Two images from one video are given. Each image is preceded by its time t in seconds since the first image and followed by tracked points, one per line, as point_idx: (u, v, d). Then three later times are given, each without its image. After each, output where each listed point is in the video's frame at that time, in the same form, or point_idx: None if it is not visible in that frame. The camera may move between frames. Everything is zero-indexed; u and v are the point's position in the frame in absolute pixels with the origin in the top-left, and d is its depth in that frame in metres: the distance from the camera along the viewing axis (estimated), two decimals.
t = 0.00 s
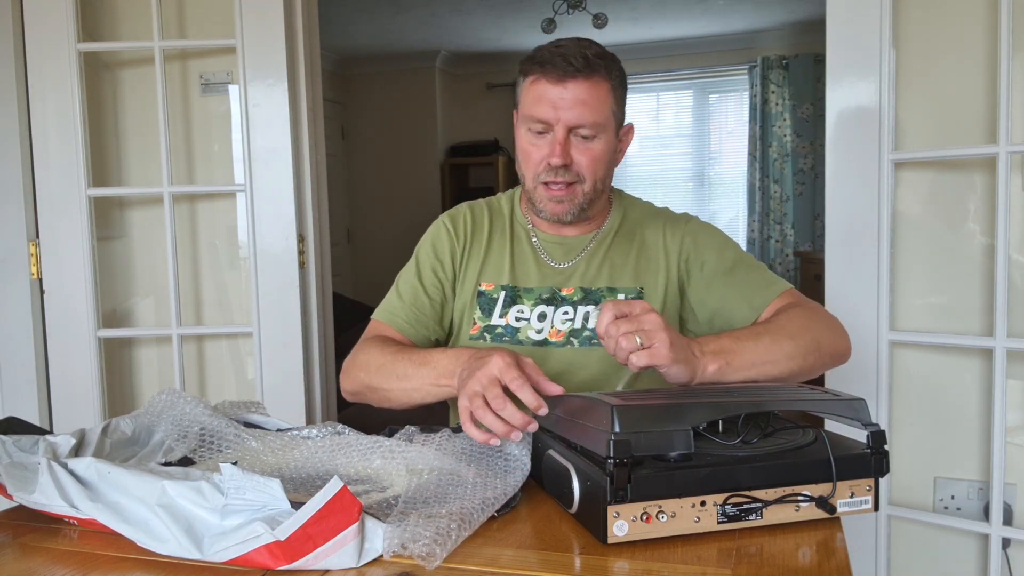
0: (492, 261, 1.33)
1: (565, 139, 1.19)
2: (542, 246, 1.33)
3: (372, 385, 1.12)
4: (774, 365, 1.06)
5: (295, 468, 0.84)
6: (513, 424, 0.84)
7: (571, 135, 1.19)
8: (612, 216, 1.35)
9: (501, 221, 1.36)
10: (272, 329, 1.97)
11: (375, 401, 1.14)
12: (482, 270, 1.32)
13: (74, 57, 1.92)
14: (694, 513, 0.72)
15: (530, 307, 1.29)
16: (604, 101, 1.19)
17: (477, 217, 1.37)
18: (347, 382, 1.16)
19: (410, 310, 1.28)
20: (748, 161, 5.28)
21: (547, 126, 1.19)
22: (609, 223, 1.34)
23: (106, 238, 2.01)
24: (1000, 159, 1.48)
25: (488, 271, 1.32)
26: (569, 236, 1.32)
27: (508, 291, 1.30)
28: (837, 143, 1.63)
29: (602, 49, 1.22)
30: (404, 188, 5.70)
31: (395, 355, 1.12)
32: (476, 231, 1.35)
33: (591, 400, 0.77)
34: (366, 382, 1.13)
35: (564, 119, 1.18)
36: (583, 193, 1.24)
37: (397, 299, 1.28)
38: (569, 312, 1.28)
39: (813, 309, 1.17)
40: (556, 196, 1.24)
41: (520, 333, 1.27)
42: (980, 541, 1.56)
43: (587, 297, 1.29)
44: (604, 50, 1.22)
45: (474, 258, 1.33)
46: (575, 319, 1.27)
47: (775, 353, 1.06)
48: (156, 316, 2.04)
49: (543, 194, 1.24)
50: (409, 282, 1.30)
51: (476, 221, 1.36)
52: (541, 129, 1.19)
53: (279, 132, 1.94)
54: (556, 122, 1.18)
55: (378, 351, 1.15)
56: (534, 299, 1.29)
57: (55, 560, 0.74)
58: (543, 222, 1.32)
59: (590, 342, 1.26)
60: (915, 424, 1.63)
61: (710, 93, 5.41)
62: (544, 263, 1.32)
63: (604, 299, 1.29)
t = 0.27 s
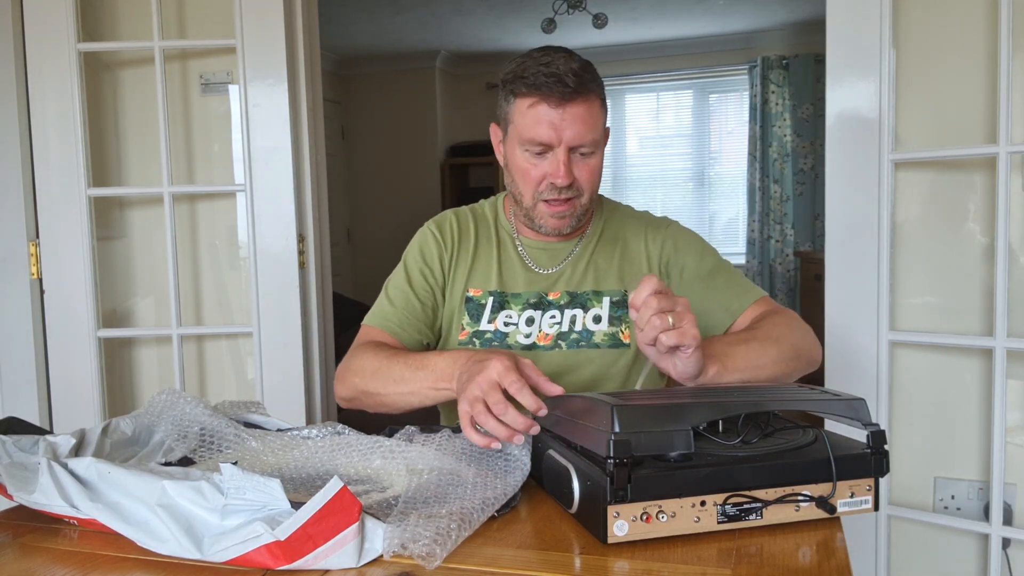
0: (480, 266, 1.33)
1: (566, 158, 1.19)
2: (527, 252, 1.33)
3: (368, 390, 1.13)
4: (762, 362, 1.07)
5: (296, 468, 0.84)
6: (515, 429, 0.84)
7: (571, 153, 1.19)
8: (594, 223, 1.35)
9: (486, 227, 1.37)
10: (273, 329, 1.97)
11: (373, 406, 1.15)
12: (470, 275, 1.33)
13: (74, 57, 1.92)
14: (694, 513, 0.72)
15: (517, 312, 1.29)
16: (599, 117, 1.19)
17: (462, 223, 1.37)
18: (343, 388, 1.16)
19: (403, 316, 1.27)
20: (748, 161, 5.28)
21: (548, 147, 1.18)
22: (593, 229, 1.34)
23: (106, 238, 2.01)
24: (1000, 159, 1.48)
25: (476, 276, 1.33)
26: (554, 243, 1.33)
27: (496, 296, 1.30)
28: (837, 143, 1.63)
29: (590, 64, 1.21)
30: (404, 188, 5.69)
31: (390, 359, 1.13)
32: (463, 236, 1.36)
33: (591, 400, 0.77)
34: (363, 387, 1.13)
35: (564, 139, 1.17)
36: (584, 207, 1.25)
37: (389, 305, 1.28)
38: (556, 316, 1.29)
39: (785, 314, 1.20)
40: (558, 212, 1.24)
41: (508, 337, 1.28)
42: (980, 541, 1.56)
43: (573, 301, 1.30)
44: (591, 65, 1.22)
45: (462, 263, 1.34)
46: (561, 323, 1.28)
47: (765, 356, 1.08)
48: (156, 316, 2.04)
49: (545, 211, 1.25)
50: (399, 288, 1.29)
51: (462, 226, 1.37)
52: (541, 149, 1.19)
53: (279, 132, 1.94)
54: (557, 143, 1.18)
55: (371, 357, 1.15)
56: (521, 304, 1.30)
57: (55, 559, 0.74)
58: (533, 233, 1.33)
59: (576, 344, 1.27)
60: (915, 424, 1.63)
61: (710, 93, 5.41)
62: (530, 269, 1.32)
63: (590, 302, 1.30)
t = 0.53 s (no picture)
0: (478, 266, 1.33)
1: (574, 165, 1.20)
2: (524, 255, 1.33)
3: (367, 388, 1.13)
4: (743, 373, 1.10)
5: (296, 468, 0.84)
6: (518, 430, 0.84)
7: (579, 160, 1.20)
8: (590, 229, 1.35)
9: (482, 227, 1.37)
10: (273, 329, 1.97)
11: (372, 404, 1.15)
12: (467, 275, 1.33)
13: (74, 57, 1.92)
14: (694, 513, 0.72)
15: (514, 314, 1.30)
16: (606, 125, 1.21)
17: (460, 221, 1.37)
18: (341, 386, 1.17)
19: (400, 314, 1.27)
20: (748, 161, 5.28)
21: (556, 153, 1.19)
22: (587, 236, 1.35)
23: (106, 238, 2.01)
24: (1000, 159, 1.48)
25: (473, 276, 1.33)
26: (550, 246, 1.33)
27: (492, 297, 1.30)
28: (837, 143, 1.63)
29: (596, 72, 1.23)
30: (405, 188, 5.69)
31: (389, 357, 1.13)
32: (460, 235, 1.35)
33: (590, 400, 0.77)
34: (362, 385, 1.14)
35: (573, 146, 1.18)
36: (586, 213, 1.26)
37: (386, 303, 1.27)
38: (552, 319, 1.29)
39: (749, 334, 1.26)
40: (563, 219, 1.25)
41: (504, 339, 1.28)
42: (980, 541, 1.56)
43: (569, 305, 1.30)
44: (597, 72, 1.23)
45: (458, 262, 1.33)
46: (557, 326, 1.29)
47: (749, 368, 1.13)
48: (156, 317, 2.04)
49: (549, 217, 1.25)
50: (396, 287, 1.29)
51: (459, 225, 1.37)
52: (549, 155, 1.20)
53: (280, 131, 1.94)
54: (566, 149, 1.19)
55: (369, 355, 1.16)
56: (517, 306, 1.30)
57: (55, 560, 0.74)
58: (531, 237, 1.33)
59: (571, 348, 1.27)
60: (915, 424, 1.63)
61: (710, 93, 5.41)
62: (526, 273, 1.32)
63: (586, 307, 1.30)
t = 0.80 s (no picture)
0: (484, 265, 1.33)
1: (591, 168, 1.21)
2: (531, 255, 1.33)
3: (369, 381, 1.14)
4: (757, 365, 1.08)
5: (296, 468, 0.84)
6: (518, 430, 0.84)
7: (596, 163, 1.21)
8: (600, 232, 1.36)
9: (489, 226, 1.37)
10: (273, 328, 1.97)
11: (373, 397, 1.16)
12: (473, 273, 1.33)
13: (74, 57, 1.92)
14: (694, 513, 0.72)
15: (520, 313, 1.30)
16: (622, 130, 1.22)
17: (467, 220, 1.37)
18: (342, 377, 1.17)
19: (403, 309, 1.27)
20: (749, 161, 5.28)
21: (574, 156, 1.20)
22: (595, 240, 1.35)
23: (106, 238, 2.01)
24: (1000, 159, 1.48)
25: (478, 274, 1.33)
26: (558, 248, 1.33)
27: (499, 296, 1.30)
28: (837, 143, 1.63)
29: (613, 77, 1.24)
30: (405, 188, 5.69)
31: (393, 351, 1.13)
32: (467, 233, 1.36)
33: (591, 400, 0.77)
34: (364, 376, 1.14)
35: (592, 149, 1.20)
36: (599, 216, 1.28)
37: (390, 297, 1.28)
38: (558, 319, 1.29)
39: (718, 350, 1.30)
40: (576, 222, 1.26)
41: (510, 338, 1.28)
42: (980, 541, 1.56)
43: (576, 305, 1.30)
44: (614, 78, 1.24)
45: (463, 260, 1.34)
46: (564, 326, 1.28)
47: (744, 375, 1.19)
48: (156, 316, 2.04)
49: (563, 219, 1.26)
50: (400, 282, 1.29)
51: (466, 224, 1.37)
52: (567, 158, 1.21)
53: (280, 131, 1.94)
54: (584, 152, 1.20)
55: (373, 348, 1.15)
56: (524, 306, 1.30)
57: (55, 560, 0.74)
58: (540, 237, 1.33)
59: (577, 349, 1.27)
60: (915, 424, 1.63)
61: (710, 93, 5.41)
62: (533, 272, 1.32)
63: (594, 308, 1.30)
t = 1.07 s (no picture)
0: (496, 265, 1.32)
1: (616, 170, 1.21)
2: (545, 254, 1.33)
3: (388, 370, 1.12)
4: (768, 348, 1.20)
5: (296, 468, 0.84)
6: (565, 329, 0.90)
7: (621, 165, 1.21)
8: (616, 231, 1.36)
9: (497, 227, 1.36)
10: (273, 328, 1.97)
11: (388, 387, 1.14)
12: (485, 272, 1.32)
13: (74, 57, 1.92)
14: (694, 513, 0.72)
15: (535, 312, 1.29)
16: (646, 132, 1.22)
17: (475, 220, 1.36)
18: (356, 372, 1.15)
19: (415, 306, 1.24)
20: (749, 161, 5.28)
21: (600, 157, 1.19)
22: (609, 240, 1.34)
23: (106, 238, 2.01)
24: (1000, 159, 1.48)
25: (490, 274, 1.32)
26: (572, 247, 1.33)
27: (513, 296, 1.30)
28: (837, 143, 1.63)
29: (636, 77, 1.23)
30: (405, 188, 5.69)
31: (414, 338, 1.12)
32: (476, 233, 1.34)
33: (592, 401, 0.77)
34: (383, 367, 1.12)
35: (619, 152, 1.19)
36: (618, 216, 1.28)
37: (401, 295, 1.25)
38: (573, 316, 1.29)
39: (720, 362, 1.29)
40: (597, 221, 1.25)
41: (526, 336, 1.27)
42: (980, 541, 1.56)
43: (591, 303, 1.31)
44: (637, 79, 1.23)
45: (475, 259, 1.32)
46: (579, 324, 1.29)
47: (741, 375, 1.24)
48: (156, 317, 2.04)
49: (584, 219, 1.25)
50: (411, 279, 1.26)
51: (475, 224, 1.36)
52: (593, 159, 1.20)
53: (280, 131, 1.94)
54: (611, 154, 1.19)
55: (391, 339, 1.14)
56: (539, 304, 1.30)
57: (55, 560, 0.74)
58: (553, 236, 1.34)
59: (593, 346, 1.28)
60: (915, 424, 1.63)
61: (710, 93, 5.41)
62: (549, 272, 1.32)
63: (607, 305, 1.31)
